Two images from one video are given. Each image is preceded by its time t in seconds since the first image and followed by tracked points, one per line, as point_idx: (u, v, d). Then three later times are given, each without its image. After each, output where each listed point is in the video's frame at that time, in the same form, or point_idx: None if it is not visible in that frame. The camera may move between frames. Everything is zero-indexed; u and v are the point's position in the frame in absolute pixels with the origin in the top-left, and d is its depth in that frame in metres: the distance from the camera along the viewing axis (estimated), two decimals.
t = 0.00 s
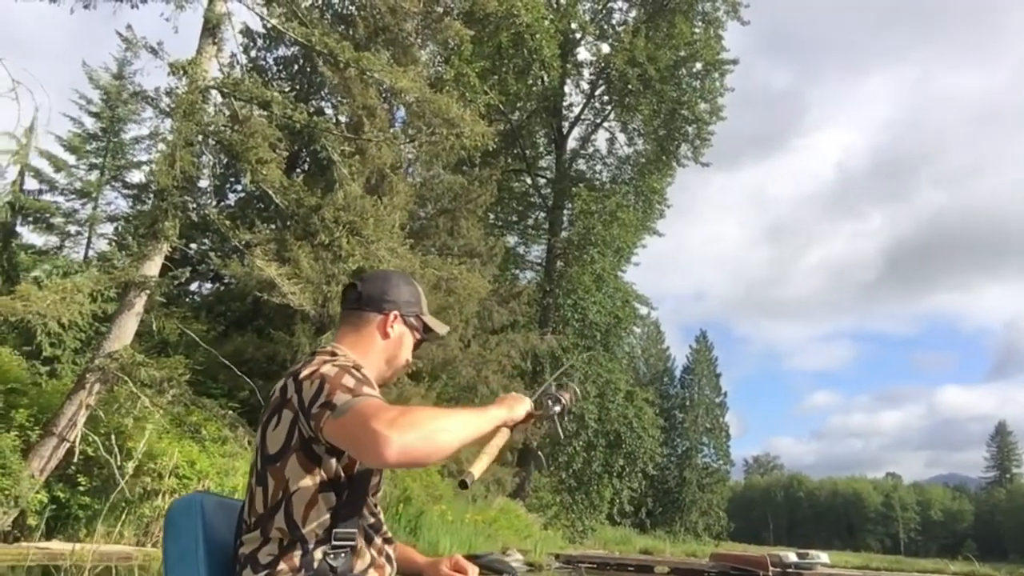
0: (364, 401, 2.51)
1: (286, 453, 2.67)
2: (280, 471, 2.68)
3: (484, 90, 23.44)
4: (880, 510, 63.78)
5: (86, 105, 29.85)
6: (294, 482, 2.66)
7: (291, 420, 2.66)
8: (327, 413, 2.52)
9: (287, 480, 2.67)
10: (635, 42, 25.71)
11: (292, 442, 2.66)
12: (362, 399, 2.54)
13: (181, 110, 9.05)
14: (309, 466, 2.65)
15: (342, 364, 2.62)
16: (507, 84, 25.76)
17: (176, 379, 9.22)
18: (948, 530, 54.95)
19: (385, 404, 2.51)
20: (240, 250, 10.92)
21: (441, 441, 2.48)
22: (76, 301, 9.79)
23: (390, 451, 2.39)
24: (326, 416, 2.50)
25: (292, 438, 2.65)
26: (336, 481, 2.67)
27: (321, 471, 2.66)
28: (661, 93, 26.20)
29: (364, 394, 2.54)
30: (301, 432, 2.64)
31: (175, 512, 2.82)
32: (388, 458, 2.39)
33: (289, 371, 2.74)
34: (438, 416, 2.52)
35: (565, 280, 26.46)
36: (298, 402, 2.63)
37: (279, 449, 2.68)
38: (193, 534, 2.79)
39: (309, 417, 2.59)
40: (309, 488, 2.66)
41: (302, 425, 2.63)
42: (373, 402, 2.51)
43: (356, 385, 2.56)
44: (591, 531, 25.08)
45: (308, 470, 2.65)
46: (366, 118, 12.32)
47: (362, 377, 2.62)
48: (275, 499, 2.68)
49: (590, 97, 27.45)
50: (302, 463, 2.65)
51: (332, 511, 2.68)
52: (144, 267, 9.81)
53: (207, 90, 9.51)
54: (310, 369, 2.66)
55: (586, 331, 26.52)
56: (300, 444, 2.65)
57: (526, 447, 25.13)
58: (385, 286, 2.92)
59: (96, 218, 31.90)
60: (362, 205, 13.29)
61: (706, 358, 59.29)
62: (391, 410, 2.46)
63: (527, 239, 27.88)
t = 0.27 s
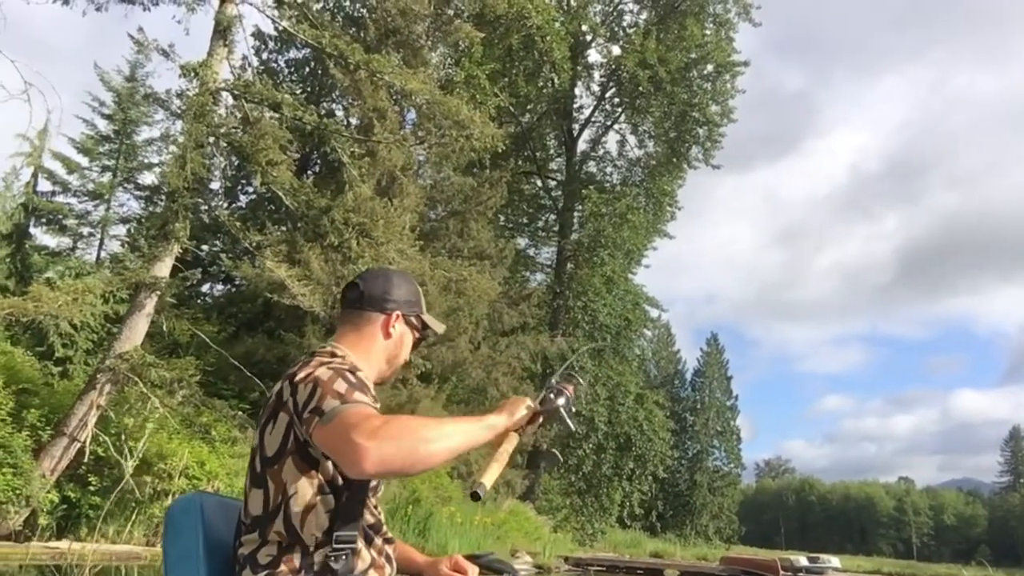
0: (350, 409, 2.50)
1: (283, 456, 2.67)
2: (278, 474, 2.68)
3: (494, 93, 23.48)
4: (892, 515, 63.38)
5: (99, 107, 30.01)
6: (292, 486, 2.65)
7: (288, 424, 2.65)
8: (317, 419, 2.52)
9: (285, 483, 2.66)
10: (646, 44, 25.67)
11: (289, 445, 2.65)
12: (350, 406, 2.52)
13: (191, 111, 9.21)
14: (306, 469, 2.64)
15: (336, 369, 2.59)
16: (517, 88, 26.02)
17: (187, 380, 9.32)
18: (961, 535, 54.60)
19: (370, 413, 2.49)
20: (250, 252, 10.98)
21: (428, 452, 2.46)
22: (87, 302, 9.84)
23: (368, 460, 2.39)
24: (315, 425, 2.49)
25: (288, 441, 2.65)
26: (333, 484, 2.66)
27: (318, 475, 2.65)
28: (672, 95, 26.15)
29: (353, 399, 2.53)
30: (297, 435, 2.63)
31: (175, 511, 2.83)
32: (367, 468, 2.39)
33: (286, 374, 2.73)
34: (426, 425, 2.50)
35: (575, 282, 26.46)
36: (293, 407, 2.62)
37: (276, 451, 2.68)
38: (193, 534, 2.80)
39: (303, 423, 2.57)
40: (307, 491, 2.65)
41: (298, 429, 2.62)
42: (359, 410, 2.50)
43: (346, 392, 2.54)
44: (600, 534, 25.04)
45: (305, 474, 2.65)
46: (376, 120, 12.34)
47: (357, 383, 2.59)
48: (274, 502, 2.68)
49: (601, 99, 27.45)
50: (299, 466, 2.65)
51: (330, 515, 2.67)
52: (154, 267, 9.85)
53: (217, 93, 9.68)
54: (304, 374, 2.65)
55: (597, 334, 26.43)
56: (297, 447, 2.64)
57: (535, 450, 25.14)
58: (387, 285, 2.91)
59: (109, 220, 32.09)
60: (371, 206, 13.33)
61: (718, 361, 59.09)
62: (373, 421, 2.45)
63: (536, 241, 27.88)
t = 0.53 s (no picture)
0: (331, 428, 2.43)
1: (276, 459, 2.65)
2: (272, 478, 2.66)
3: (500, 94, 23.51)
4: (903, 516, 63.08)
5: (108, 112, 30.15)
6: (286, 489, 2.63)
7: (279, 429, 2.63)
8: (301, 432, 2.46)
9: (279, 486, 2.64)
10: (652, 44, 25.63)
11: (281, 450, 2.63)
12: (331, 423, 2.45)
13: (197, 116, 9.26)
14: (298, 474, 2.62)
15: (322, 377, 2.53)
16: (523, 88, 25.86)
17: (195, 383, 9.36)
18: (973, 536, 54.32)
19: (350, 435, 2.41)
20: (257, 254, 11.02)
21: (402, 487, 2.39)
22: (96, 305, 9.89)
23: (336, 492, 2.35)
24: (297, 438, 2.44)
25: (280, 446, 2.62)
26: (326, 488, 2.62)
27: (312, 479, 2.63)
28: (679, 95, 26.10)
29: (338, 416, 2.45)
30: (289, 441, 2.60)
31: (176, 511, 2.83)
32: (335, 497, 2.36)
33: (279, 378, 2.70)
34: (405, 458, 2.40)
35: (582, 284, 26.42)
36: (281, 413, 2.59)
37: (269, 455, 2.66)
38: (193, 534, 2.79)
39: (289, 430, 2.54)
40: (302, 494, 2.63)
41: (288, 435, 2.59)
42: (340, 430, 2.42)
43: (330, 405, 2.46)
44: (609, 535, 25.00)
45: (298, 478, 2.62)
46: (383, 123, 12.35)
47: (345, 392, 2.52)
48: (270, 505, 2.67)
49: (608, 100, 27.43)
50: (291, 470, 2.62)
51: (326, 519, 2.64)
52: (162, 271, 9.96)
53: (224, 96, 9.74)
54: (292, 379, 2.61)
55: (605, 335, 26.44)
56: (288, 452, 2.62)
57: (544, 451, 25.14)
58: (386, 284, 2.91)
59: (117, 223, 32.22)
60: (378, 208, 13.36)
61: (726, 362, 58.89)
62: (348, 451, 2.37)
63: (543, 243, 27.94)
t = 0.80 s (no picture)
0: (319, 448, 2.41)
1: (269, 465, 2.63)
2: (266, 482, 2.65)
3: (506, 95, 23.52)
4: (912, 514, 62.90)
5: (114, 115, 30.28)
6: (281, 495, 2.62)
7: (272, 436, 2.61)
8: (294, 444, 2.45)
9: (274, 491, 2.63)
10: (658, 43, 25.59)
11: (273, 456, 2.61)
12: (322, 437, 2.43)
13: (202, 117, 9.32)
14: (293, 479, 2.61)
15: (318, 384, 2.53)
16: (529, 88, 26.00)
17: (201, 385, 9.39)
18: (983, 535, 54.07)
19: (336, 457, 2.38)
20: (264, 257, 11.07)
21: (383, 517, 2.34)
22: (103, 307, 9.88)
23: (316, 511, 2.35)
24: (289, 452, 2.44)
25: (271, 452, 2.61)
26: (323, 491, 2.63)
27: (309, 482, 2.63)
28: (685, 94, 26.02)
29: (331, 430, 2.43)
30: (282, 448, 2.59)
31: (176, 510, 2.83)
32: (317, 519, 2.36)
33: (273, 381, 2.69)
34: (386, 488, 2.32)
35: (588, 283, 26.39)
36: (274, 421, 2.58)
37: (263, 460, 2.64)
38: (193, 535, 2.79)
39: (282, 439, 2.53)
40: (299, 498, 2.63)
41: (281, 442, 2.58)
42: (328, 450, 2.40)
43: (323, 417, 2.45)
44: (618, 536, 24.96)
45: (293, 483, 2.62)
46: (389, 124, 12.38)
47: (339, 401, 2.51)
48: (266, 509, 2.66)
49: (613, 100, 27.42)
50: (283, 476, 2.61)
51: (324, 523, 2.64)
52: (168, 272, 10.00)
53: (229, 98, 9.80)
54: (286, 386, 2.60)
55: (612, 335, 26.44)
56: (279, 459, 2.59)
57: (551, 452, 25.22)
58: (385, 283, 2.89)
59: (123, 225, 32.34)
60: (385, 210, 13.43)
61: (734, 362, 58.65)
62: (331, 475, 2.35)
63: (549, 243, 28.07)
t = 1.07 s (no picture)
0: (319, 463, 2.40)
1: (268, 468, 2.62)
2: (266, 485, 2.64)
3: (513, 94, 23.52)
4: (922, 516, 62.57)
5: (124, 115, 30.45)
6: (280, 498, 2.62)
7: (271, 439, 2.60)
8: (293, 455, 2.44)
9: (273, 494, 2.63)
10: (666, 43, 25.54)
11: (272, 460, 2.60)
12: (322, 449, 2.42)
13: (212, 117, 9.37)
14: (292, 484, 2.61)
15: (318, 392, 2.52)
16: (538, 89, 26.00)
17: (209, 384, 9.56)
18: (995, 537, 53.71)
19: (336, 476, 2.37)
20: (272, 257, 11.11)
21: (376, 544, 2.34)
22: (111, 307, 9.94)
23: (311, 527, 2.35)
24: (288, 463, 2.43)
25: (271, 456, 2.60)
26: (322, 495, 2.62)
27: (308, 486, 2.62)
28: (694, 94, 25.97)
29: (333, 444, 2.43)
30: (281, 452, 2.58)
31: (175, 510, 2.82)
32: (311, 533, 2.36)
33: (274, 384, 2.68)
34: (382, 519, 2.31)
35: (596, 283, 26.37)
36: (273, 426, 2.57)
37: (262, 463, 2.64)
38: (193, 535, 2.78)
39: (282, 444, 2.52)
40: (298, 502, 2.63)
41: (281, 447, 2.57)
42: (328, 467, 2.39)
43: (323, 428, 2.44)
44: (626, 537, 24.89)
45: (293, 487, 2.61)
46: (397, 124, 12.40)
47: (338, 409, 2.51)
48: (265, 512, 2.66)
49: (622, 99, 27.39)
50: (282, 480, 2.60)
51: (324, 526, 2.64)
52: (176, 272, 10.05)
53: (238, 98, 9.84)
54: (285, 391, 2.59)
55: (620, 336, 26.49)
56: (278, 463, 2.59)
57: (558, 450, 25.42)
58: (385, 283, 2.88)
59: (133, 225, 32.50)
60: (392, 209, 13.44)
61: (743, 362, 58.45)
62: (328, 495, 2.34)
63: (557, 243, 28.22)
